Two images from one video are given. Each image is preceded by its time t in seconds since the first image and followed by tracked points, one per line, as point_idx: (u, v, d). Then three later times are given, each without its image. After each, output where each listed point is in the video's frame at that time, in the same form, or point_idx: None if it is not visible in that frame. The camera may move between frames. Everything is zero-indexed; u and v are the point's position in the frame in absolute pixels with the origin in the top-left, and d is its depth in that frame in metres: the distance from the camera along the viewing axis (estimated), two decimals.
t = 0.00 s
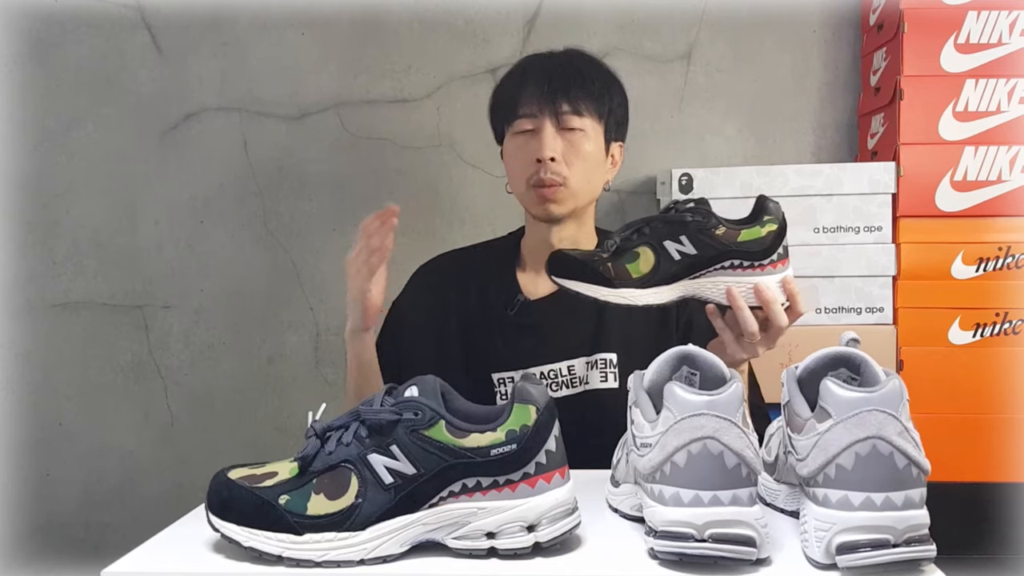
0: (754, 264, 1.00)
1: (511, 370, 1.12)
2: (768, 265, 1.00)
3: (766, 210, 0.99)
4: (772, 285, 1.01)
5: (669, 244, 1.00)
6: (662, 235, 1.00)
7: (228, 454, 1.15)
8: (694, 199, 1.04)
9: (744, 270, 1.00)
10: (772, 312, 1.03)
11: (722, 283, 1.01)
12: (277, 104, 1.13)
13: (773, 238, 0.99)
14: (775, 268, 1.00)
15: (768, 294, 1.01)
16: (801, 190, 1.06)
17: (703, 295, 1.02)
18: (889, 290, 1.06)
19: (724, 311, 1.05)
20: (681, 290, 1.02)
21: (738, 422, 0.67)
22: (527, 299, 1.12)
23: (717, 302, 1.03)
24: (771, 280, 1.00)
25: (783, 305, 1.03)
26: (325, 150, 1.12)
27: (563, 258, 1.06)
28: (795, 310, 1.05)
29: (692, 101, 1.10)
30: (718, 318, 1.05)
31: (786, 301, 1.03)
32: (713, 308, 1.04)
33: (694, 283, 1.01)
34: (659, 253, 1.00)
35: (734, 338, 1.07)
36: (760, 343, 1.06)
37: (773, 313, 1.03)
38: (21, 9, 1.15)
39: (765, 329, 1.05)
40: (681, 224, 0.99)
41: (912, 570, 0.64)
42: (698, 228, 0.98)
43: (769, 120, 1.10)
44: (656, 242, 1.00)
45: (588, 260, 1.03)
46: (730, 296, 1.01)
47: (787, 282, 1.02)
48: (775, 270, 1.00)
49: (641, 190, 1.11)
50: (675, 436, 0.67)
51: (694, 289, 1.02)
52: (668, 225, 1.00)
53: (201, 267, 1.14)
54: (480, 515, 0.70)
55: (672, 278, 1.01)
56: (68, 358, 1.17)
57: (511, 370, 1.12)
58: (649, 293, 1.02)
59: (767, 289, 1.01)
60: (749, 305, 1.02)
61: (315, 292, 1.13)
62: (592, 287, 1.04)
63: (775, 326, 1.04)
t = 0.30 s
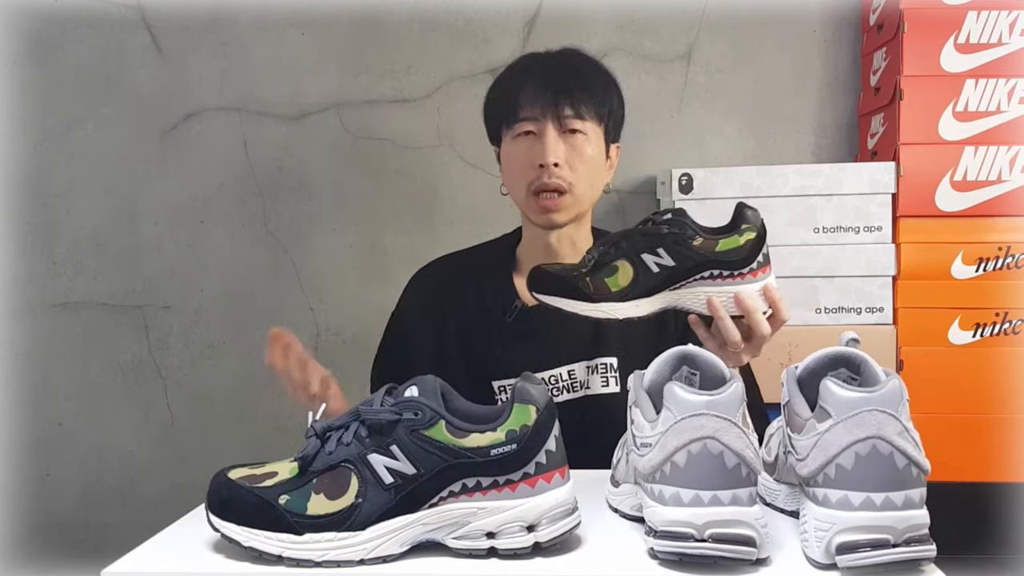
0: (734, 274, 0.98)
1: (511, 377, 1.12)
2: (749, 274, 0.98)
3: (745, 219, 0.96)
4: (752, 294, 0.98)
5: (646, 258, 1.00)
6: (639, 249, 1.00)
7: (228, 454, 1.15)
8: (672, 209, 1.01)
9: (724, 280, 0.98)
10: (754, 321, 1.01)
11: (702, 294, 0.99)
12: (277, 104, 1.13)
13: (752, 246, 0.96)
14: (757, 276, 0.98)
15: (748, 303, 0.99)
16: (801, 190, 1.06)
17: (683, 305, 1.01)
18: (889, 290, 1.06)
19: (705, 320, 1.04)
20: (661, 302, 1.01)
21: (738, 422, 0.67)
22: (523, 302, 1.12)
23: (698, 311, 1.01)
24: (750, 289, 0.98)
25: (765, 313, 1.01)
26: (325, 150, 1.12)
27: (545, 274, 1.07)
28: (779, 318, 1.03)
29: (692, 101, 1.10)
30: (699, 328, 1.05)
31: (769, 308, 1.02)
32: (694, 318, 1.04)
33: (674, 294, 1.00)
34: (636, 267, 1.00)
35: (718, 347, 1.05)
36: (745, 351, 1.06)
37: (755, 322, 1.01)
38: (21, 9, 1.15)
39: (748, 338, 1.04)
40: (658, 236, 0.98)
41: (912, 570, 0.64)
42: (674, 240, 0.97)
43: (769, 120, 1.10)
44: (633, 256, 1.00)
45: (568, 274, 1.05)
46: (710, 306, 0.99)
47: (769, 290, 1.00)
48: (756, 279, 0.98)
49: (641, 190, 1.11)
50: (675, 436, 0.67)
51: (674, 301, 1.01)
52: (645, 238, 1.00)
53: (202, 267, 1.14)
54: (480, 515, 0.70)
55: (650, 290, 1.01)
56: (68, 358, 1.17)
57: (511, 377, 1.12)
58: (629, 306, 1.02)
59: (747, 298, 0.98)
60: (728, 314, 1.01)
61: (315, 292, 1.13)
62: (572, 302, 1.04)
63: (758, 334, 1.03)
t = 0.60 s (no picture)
0: (742, 287, 0.96)
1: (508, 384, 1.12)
2: (757, 288, 0.96)
3: (757, 231, 0.94)
4: (759, 308, 0.97)
5: (653, 265, 0.97)
6: (647, 255, 0.97)
7: (229, 454, 1.15)
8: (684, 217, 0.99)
9: (732, 293, 0.96)
10: (760, 335, 0.98)
11: (709, 305, 0.97)
12: (277, 104, 1.13)
13: (763, 259, 0.94)
14: (763, 291, 0.96)
15: (754, 318, 0.96)
16: (801, 190, 1.06)
17: (689, 317, 0.99)
18: (889, 290, 1.06)
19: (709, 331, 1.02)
20: (668, 312, 0.99)
21: (738, 422, 0.67)
22: (519, 308, 1.12)
23: (704, 323, 0.99)
24: (758, 303, 0.96)
25: (771, 328, 0.99)
26: (325, 150, 1.12)
27: (547, 274, 1.03)
28: (784, 334, 1.01)
29: (692, 101, 1.10)
30: (703, 339, 1.04)
31: (775, 324, 0.99)
32: (699, 329, 1.02)
33: (681, 304, 0.98)
34: (643, 273, 0.98)
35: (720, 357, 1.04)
36: (749, 364, 1.04)
37: (760, 336, 0.99)
38: (20, 9, 1.15)
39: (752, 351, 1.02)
40: (667, 244, 0.96)
41: (912, 570, 0.64)
42: (683, 249, 0.95)
43: (769, 120, 1.10)
44: (641, 262, 0.98)
45: (572, 276, 1.01)
46: (716, 319, 0.97)
47: (776, 305, 0.98)
48: (762, 293, 0.97)
49: (640, 190, 1.11)
50: (675, 436, 0.67)
51: (681, 311, 0.99)
52: (654, 245, 0.97)
53: (202, 267, 1.14)
54: (480, 515, 0.70)
55: (656, 299, 0.98)
56: (68, 358, 1.17)
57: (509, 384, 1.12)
58: (634, 314, 1.00)
59: (754, 312, 0.96)
60: (734, 328, 0.98)
61: (315, 292, 1.13)
62: (575, 305, 1.01)
63: (762, 349, 1.01)
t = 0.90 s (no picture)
0: (732, 296, 0.97)
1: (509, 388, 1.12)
2: (747, 296, 0.97)
3: (744, 240, 0.96)
4: (750, 317, 0.98)
5: (643, 279, 0.98)
6: (636, 270, 0.99)
7: (229, 453, 1.15)
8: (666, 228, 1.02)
9: (723, 302, 0.97)
10: (752, 343, 0.99)
11: (700, 315, 0.98)
12: (277, 104, 1.13)
13: (752, 267, 0.96)
14: (754, 299, 0.98)
15: (746, 326, 0.98)
16: (801, 190, 1.06)
17: (681, 327, 1.00)
18: (889, 290, 1.06)
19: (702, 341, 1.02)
20: (660, 323, 1.00)
21: (738, 422, 0.67)
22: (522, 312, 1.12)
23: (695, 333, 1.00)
24: (749, 311, 0.98)
25: (763, 335, 1.00)
26: (325, 150, 1.12)
27: (537, 293, 1.01)
28: (777, 339, 1.02)
29: (692, 101, 1.10)
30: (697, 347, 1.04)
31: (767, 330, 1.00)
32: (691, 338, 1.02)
33: (672, 315, 0.99)
34: (633, 288, 0.99)
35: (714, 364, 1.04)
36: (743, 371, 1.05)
37: (752, 344, 1.00)
38: (20, 9, 1.15)
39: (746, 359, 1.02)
40: (656, 258, 0.97)
41: (912, 570, 0.64)
42: (672, 262, 0.97)
43: (769, 120, 1.10)
44: (630, 277, 0.99)
45: (562, 294, 1.00)
46: (708, 328, 0.98)
47: (767, 312, 0.99)
48: (753, 301, 0.98)
49: (640, 190, 1.11)
50: (675, 436, 0.67)
51: (672, 322, 1.00)
52: (642, 259, 0.98)
53: (202, 267, 1.14)
54: (480, 515, 0.70)
55: (647, 312, 1.00)
56: (68, 358, 1.17)
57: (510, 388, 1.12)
58: (626, 328, 1.01)
59: (746, 320, 0.98)
60: (727, 336, 0.99)
61: (315, 292, 1.13)
62: (566, 323, 1.01)
63: (755, 356, 1.02)
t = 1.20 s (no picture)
0: (726, 294, 0.99)
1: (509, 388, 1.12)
2: (740, 295, 0.99)
3: (736, 239, 0.97)
4: (744, 315, 0.99)
5: (636, 278, 1.01)
6: (629, 269, 1.01)
7: (229, 453, 1.15)
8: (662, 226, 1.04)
9: (716, 300, 0.99)
10: (746, 342, 1.01)
11: (693, 314, 1.00)
12: (277, 104, 1.13)
13: (744, 265, 0.97)
14: (748, 297, 0.99)
15: (740, 325, 0.99)
16: (801, 190, 1.06)
17: (675, 326, 1.02)
18: (889, 290, 1.06)
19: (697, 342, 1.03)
20: (654, 322, 1.03)
21: (738, 422, 0.67)
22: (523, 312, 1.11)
23: (690, 332, 1.02)
24: (742, 310, 0.99)
25: (757, 334, 1.02)
26: (325, 150, 1.12)
27: (531, 294, 1.07)
28: (771, 339, 1.04)
29: (692, 101, 1.10)
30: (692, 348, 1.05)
31: (761, 329, 1.02)
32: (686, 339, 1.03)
33: (665, 313, 1.02)
34: (626, 287, 1.02)
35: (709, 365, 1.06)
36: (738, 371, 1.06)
37: (746, 343, 1.01)
38: (20, 9, 1.15)
39: (740, 359, 1.04)
40: (648, 257, 1.00)
41: (912, 570, 0.64)
42: (664, 261, 0.99)
43: (769, 120, 1.10)
44: (623, 276, 1.01)
45: (557, 293, 1.05)
46: (702, 327, 1.01)
47: (761, 311, 1.00)
48: (746, 299, 0.99)
49: (640, 190, 1.11)
50: (675, 436, 0.67)
51: (667, 320, 1.02)
52: (635, 258, 1.00)
53: (202, 267, 1.14)
54: (480, 515, 0.70)
55: (640, 310, 1.02)
56: (68, 358, 1.17)
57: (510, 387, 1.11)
58: (621, 326, 1.04)
59: (739, 319, 0.99)
60: (721, 335, 1.01)
61: (315, 292, 1.13)
62: (561, 321, 1.05)
63: (749, 355, 1.03)
